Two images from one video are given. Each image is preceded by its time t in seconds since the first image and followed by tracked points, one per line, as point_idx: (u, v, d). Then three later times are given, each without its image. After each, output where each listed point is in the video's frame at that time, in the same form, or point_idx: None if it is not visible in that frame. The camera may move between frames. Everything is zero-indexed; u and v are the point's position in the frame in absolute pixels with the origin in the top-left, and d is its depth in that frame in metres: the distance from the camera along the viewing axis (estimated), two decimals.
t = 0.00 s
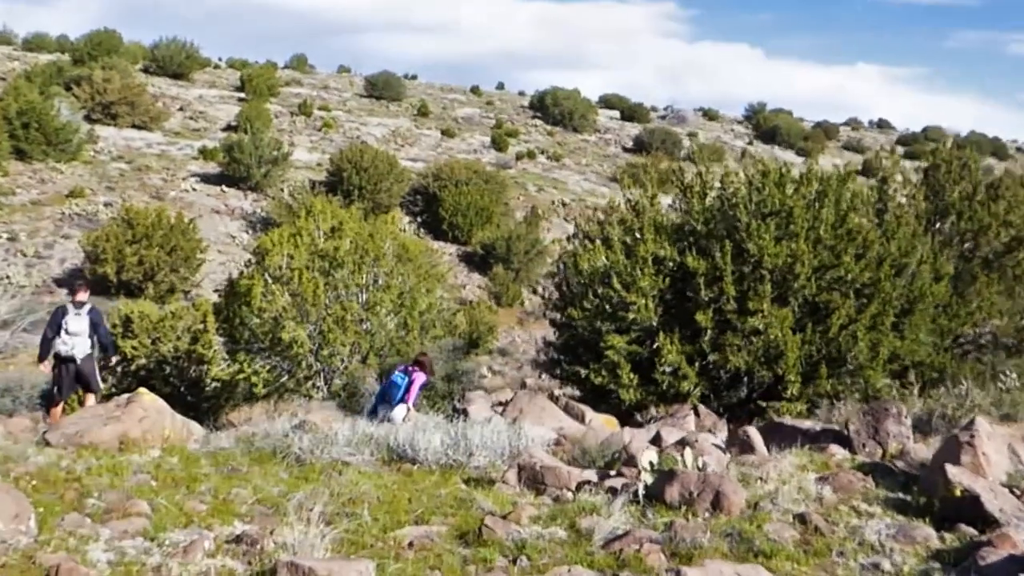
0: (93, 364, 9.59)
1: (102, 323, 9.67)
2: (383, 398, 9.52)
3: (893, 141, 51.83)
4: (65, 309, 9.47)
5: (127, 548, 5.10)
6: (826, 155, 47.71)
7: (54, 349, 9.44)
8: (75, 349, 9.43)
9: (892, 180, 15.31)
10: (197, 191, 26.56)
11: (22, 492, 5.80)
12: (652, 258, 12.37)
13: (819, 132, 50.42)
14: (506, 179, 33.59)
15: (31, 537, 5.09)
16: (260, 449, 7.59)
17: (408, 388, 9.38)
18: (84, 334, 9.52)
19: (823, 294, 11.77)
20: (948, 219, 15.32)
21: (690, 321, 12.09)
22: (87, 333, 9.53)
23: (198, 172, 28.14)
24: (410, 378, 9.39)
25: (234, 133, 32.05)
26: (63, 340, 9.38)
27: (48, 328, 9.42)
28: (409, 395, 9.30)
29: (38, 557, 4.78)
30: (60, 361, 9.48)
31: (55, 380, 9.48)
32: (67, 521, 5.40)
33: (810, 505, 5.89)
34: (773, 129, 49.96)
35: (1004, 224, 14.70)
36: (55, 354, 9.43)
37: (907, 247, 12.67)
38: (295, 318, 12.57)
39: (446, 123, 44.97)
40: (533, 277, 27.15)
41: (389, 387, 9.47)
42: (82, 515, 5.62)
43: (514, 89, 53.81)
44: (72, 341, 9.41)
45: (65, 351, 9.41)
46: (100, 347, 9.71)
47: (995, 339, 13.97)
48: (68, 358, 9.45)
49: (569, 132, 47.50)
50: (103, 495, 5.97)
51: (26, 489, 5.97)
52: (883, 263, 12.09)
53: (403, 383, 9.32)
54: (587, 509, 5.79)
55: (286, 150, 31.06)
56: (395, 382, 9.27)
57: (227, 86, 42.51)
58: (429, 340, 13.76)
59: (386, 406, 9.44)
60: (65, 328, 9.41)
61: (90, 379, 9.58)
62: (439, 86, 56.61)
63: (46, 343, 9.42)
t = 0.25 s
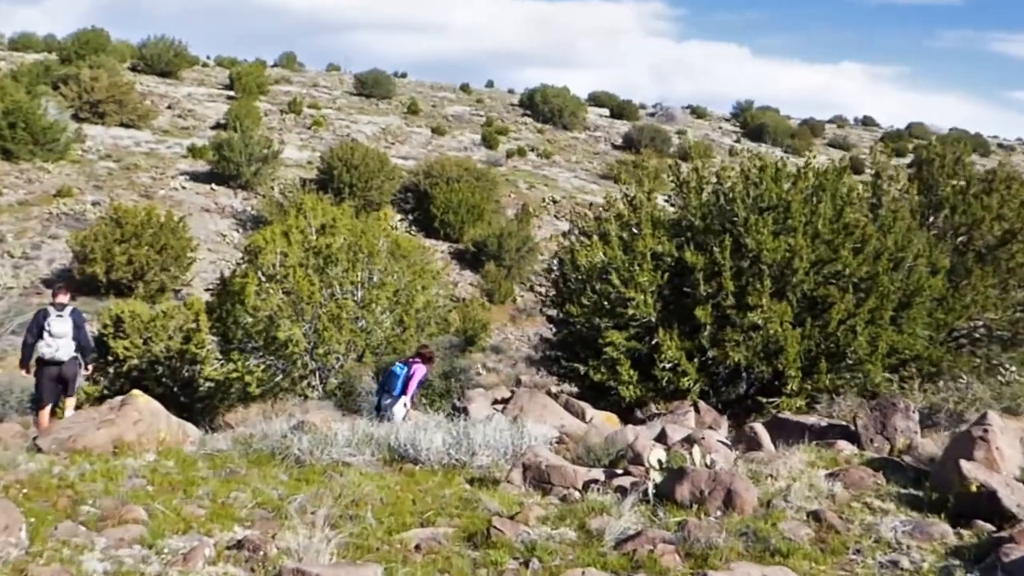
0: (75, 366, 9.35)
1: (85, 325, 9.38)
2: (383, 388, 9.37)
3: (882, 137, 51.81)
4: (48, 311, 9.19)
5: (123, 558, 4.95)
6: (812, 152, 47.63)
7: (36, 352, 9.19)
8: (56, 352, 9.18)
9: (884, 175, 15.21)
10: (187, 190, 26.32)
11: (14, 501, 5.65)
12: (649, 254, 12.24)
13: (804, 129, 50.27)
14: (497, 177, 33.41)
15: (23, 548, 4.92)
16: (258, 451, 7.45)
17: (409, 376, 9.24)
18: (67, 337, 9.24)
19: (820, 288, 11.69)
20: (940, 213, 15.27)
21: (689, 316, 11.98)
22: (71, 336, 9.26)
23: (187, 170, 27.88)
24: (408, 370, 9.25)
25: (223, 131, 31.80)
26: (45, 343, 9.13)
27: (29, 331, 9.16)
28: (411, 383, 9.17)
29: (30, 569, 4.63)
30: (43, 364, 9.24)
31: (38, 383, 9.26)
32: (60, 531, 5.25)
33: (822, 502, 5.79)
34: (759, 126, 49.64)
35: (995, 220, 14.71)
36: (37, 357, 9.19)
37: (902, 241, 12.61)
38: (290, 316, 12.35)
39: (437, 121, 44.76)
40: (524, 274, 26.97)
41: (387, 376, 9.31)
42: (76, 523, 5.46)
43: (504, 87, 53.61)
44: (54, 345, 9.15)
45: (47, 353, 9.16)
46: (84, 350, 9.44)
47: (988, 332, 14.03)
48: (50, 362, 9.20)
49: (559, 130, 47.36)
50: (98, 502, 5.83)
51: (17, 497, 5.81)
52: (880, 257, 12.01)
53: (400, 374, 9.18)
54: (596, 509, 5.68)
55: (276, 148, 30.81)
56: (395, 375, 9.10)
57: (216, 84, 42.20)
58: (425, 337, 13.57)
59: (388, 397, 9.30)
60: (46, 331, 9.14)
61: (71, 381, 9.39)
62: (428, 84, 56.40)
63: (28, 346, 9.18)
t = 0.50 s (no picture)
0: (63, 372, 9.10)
1: (76, 330, 9.20)
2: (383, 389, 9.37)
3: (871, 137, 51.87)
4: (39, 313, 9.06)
5: (120, 568, 4.80)
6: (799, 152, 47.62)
7: (24, 355, 9.00)
8: (43, 355, 8.96)
9: (879, 173, 14.97)
10: (176, 192, 26.10)
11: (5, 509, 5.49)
12: (647, 253, 12.12)
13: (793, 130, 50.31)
14: (487, 178, 33.28)
15: (16, 559, 4.77)
16: (255, 456, 7.30)
17: (406, 371, 9.24)
18: (56, 340, 9.04)
19: (818, 287, 11.59)
20: (932, 210, 15.21)
21: (688, 316, 11.87)
22: (60, 341, 9.07)
23: (176, 172, 27.65)
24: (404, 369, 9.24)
25: (212, 133, 31.56)
26: (32, 344, 8.94)
27: (19, 333, 9.02)
28: (410, 379, 9.18)
29: None
30: (30, 368, 9.04)
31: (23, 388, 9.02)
32: (54, 540, 5.10)
33: (835, 502, 5.67)
34: (748, 127, 49.65)
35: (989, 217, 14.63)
36: (25, 360, 9.00)
37: (897, 239, 12.53)
38: (286, 318, 12.17)
39: (426, 122, 44.60)
40: (516, 275, 26.81)
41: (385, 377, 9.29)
42: (70, 532, 5.31)
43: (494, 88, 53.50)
44: (42, 347, 8.95)
45: (35, 357, 8.96)
46: (73, 356, 9.21)
47: (982, 327, 14.00)
48: (37, 364, 8.98)
49: (549, 131, 47.27)
50: (92, 509, 5.68)
51: (9, 506, 5.65)
52: (877, 255, 11.93)
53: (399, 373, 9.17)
54: (605, 512, 5.56)
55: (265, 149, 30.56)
56: (394, 376, 9.09)
57: (204, 85, 41.93)
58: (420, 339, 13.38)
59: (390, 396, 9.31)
60: (35, 333, 8.98)
61: (57, 388, 9.10)
62: (418, 86, 56.23)
63: (16, 348, 9.00)
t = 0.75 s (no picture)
0: (52, 388, 8.94)
1: (67, 347, 9.08)
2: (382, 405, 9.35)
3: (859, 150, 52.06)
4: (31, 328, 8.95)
5: None
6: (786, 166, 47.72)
7: (12, 370, 8.87)
8: (32, 370, 8.82)
9: (873, 186, 14.60)
10: (164, 207, 25.93)
11: None
12: (644, 266, 12.03)
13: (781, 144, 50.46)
14: (477, 192, 33.20)
15: None
16: (252, 473, 7.16)
17: (407, 388, 9.36)
18: (46, 355, 8.91)
19: (815, 298, 11.52)
20: (926, 221, 15.17)
21: (685, 328, 11.79)
22: (50, 356, 8.93)
23: (164, 187, 27.47)
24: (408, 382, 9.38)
25: (201, 148, 31.40)
26: (21, 358, 8.81)
27: (8, 347, 8.90)
28: (411, 393, 9.28)
29: None
30: (19, 383, 8.90)
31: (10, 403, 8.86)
32: (46, 566, 4.96)
33: (845, 516, 5.57)
34: (736, 141, 49.81)
35: (984, 228, 14.59)
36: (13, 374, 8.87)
37: (894, 250, 12.46)
38: (277, 338, 11.79)
39: (416, 137, 44.54)
40: (507, 289, 26.68)
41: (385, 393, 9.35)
42: (63, 556, 5.17)
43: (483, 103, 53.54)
44: (31, 362, 8.82)
45: (24, 372, 8.82)
46: (62, 372, 9.06)
47: (975, 339, 13.78)
48: (25, 379, 8.84)
49: (538, 146, 47.29)
50: (86, 532, 5.54)
51: None
52: (874, 266, 11.87)
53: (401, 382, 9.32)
54: (614, 528, 5.45)
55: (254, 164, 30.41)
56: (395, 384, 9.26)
57: (192, 100, 41.78)
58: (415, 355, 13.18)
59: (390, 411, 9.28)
60: (24, 347, 8.85)
61: (45, 405, 8.90)
62: (407, 101, 56.25)
63: (5, 362, 8.88)
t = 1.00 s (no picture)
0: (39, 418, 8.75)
1: (53, 377, 8.91)
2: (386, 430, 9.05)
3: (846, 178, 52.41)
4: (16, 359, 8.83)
5: None
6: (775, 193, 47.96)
7: None
8: (17, 401, 8.65)
9: (865, 211, 14.81)
10: (153, 238, 25.76)
11: None
12: (641, 293, 11.95)
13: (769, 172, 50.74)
14: (467, 221, 33.18)
15: None
16: (249, 508, 7.00)
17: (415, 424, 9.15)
18: (31, 386, 8.74)
19: (812, 324, 11.46)
20: (919, 247, 15.18)
21: (683, 356, 11.71)
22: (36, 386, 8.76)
23: (152, 218, 27.33)
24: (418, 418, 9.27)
25: (188, 178, 31.28)
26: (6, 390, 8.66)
27: None
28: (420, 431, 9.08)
29: None
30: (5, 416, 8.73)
31: None
32: None
33: (858, 545, 5.48)
34: (725, 170, 50.09)
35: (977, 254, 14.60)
36: None
37: (889, 275, 12.41)
38: (271, 364, 11.72)
39: (405, 167, 44.55)
40: (498, 318, 26.58)
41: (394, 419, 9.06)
42: None
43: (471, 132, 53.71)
44: (16, 393, 8.66)
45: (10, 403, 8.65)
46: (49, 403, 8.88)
47: (969, 364, 13.92)
48: (11, 411, 8.67)
49: (527, 175, 47.40)
50: (81, 572, 5.37)
51: None
52: (872, 292, 11.82)
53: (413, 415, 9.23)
54: (624, 561, 5.35)
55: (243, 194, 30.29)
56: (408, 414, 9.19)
57: (180, 130, 41.70)
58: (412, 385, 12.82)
59: (393, 439, 9.00)
60: (10, 378, 8.71)
61: (33, 437, 8.72)
62: (396, 130, 56.38)
63: None
